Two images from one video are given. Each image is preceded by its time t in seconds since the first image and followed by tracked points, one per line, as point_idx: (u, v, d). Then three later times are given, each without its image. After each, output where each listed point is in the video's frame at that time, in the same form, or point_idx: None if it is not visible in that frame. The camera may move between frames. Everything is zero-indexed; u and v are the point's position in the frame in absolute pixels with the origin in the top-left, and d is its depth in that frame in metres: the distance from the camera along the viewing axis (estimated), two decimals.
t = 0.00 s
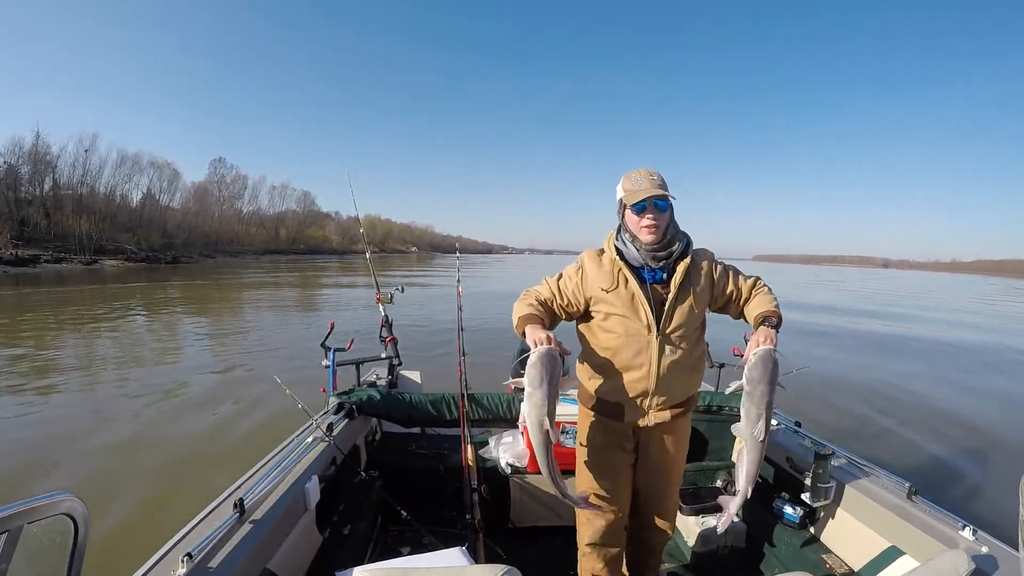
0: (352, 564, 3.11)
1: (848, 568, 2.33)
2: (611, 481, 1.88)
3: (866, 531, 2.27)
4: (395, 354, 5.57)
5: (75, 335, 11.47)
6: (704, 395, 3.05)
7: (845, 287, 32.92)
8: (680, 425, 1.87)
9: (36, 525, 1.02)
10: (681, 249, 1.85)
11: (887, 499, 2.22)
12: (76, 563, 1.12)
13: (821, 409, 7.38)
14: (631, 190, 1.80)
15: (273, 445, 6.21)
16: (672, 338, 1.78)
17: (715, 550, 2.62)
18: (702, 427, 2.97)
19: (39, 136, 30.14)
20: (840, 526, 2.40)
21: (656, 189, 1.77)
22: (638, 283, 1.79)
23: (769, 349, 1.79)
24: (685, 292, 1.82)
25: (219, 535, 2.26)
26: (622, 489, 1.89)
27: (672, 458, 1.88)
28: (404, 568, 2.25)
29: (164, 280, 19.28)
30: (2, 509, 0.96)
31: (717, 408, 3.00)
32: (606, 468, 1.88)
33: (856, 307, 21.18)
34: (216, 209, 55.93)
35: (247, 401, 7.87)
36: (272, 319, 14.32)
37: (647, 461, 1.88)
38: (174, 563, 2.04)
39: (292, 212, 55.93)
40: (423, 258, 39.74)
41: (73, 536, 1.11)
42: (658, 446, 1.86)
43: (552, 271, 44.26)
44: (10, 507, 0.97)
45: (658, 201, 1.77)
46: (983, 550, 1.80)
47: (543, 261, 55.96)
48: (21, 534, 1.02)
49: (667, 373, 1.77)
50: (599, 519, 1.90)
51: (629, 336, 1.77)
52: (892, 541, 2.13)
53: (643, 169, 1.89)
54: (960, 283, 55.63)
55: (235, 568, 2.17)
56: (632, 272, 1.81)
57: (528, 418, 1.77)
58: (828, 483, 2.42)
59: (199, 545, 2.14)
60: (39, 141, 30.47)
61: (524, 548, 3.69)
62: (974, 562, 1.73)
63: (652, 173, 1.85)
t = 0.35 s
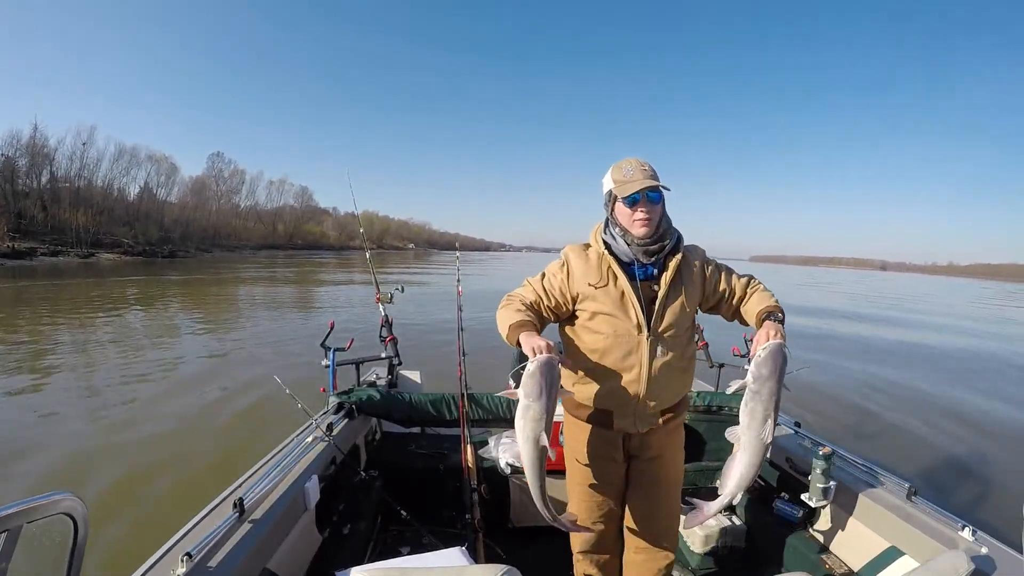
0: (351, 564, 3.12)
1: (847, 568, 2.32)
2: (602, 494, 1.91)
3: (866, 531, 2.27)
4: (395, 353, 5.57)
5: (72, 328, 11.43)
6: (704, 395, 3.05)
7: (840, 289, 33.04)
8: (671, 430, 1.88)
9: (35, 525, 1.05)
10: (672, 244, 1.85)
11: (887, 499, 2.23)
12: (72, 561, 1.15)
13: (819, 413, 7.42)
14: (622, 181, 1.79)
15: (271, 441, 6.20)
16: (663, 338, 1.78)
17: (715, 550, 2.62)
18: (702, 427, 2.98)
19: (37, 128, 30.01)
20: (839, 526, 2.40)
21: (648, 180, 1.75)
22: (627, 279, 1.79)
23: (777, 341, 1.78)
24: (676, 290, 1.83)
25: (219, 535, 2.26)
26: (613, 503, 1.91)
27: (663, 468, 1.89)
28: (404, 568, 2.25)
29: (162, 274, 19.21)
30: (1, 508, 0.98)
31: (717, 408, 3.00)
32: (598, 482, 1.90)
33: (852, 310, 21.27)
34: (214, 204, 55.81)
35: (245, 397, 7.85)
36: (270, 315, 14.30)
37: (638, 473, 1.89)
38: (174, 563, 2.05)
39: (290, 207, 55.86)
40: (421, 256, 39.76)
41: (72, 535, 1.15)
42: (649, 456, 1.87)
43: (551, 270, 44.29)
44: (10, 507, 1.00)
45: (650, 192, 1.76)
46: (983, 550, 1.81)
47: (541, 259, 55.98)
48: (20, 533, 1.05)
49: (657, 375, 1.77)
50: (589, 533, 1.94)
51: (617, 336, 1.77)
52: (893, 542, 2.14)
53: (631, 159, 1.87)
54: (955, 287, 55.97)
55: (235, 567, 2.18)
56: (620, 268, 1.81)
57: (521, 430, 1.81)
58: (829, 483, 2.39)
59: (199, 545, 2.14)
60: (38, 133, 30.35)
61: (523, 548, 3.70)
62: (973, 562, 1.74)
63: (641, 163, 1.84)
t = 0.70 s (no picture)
0: (351, 564, 3.13)
1: (846, 568, 2.33)
2: (601, 499, 1.94)
3: (865, 532, 2.30)
4: (395, 353, 5.59)
5: (69, 322, 11.39)
6: (704, 396, 3.09)
7: (835, 297, 33.23)
8: (676, 440, 1.88)
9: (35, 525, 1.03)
10: (683, 247, 1.87)
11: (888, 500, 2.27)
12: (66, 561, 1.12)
13: (814, 420, 7.48)
14: (640, 179, 1.81)
15: (270, 438, 6.21)
16: (668, 345, 1.79)
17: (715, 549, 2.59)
18: (702, 428, 3.00)
19: (36, 121, 29.91)
20: (838, 526, 2.43)
21: (668, 179, 1.78)
22: (633, 282, 1.81)
23: (788, 353, 1.78)
24: (683, 295, 1.84)
25: (218, 535, 2.26)
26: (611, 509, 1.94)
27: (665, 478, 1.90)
28: (404, 568, 2.26)
29: (160, 269, 19.17)
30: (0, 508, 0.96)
31: (717, 408, 3.03)
32: (597, 487, 1.93)
33: (846, 318, 21.42)
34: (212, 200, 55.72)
35: (243, 394, 7.83)
36: (268, 313, 14.29)
37: (637, 481, 1.92)
38: (173, 563, 2.05)
39: (289, 205, 55.82)
40: (419, 256, 39.81)
41: (68, 533, 1.11)
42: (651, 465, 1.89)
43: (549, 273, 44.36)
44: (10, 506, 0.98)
45: (669, 192, 1.79)
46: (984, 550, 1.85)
47: (538, 262, 56.05)
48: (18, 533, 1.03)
49: (660, 383, 1.79)
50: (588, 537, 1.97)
51: (620, 341, 1.79)
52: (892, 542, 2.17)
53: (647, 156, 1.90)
54: (950, 297, 56.23)
55: (235, 567, 2.18)
56: (626, 269, 1.82)
57: (510, 435, 1.80)
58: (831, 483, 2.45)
59: (199, 546, 2.14)
60: (36, 126, 30.27)
61: (523, 548, 3.71)
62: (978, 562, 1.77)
63: (659, 161, 1.86)
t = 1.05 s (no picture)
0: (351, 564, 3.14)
1: (847, 568, 2.32)
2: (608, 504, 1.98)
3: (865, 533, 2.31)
4: (395, 354, 5.60)
5: (68, 322, 11.38)
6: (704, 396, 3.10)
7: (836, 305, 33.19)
8: (695, 452, 1.88)
9: (36, 524, 1.02)
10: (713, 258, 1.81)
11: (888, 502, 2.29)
12: (74, 560, 1.12)
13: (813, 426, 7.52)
14: (678, 180, 1.74)
15: (270, 439, 6.19)
16: (692, 362, 1.78)
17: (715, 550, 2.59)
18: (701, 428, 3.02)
19: (38, 122, 29.99)
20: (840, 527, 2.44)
21: (707, 184, 1.70)
22: (656, 293, 1.78)
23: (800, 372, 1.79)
24: (711, 309, 1.81)
25: (218, 535, 2.27)
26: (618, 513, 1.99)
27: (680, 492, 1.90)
28: (404, 568, 2.27)
29: (159, 270, 19.16)
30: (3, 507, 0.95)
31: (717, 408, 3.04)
32: (606, 494, 1.97)
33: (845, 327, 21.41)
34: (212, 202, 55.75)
35: (242, 395, 7.83)
36: (267, 315, 14.29)
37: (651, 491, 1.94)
38: (173, 563, 2.05)
39: (289, 208, 55.89)
40: (418, 260, 39.80)
41: (73, 534, 1.10)
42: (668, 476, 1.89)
43: (549, 278, 44.40)
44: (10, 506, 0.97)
45: (707, 197, 1.71)
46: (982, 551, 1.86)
47: (537, 267, 56.04)
48: (21, 534, 1.02)
49: (680, 400, 1.78)
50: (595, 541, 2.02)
51: (642, 355, 1.78)
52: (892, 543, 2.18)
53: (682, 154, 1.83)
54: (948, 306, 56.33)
55: (234, 567, 2.18)
56: (650, 279, 1.80)
57: (507, 445, 1.87)
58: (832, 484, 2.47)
59: (199, 545, 2.15)
60: (38, 127, 30.34)
61: (524, 548, 3.70)
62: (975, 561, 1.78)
63: (697, 160, 1.79)
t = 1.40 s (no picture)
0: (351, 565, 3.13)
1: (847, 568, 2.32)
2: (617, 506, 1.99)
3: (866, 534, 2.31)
4: (395, 354, 5.60)
5: (69, 325, 11.39)
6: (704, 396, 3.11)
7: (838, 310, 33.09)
8: (705, 460, 1.92)
9: (36, 525, 1.01)
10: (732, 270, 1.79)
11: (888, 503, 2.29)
12: (75, 560, 1.11)
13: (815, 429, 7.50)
14: (708, 191, 1.68)
15: (271, 442, 6.18)
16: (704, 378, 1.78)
17: (715, 550, 2.60)
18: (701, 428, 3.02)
19: (41, 126, 30.08)
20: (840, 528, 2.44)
21: (740, 198, 1.65)
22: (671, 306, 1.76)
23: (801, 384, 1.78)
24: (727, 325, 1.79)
25: (218, 535, 2.27)
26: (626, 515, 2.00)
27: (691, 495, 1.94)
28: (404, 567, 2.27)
29: (160, 273, 19.16)
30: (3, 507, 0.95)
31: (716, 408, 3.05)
32: (616, 495, 1.98)
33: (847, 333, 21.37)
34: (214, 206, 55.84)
35: (243, 398, 7.82)
36: (268, 317, 14.30)
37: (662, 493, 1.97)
38: (174, 563, 2.05)
39: (290, 211, 55.98)
40: (419, 264, 39.81)
41: (73, 535, 1.09)
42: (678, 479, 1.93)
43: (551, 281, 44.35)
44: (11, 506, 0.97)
45: (737, 212, 1.66)
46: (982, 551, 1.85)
47: (538, 271, 56.01)
48: (20, 536, 1.01)
49: (693, 414, 1.79)
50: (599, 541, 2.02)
51: (655, 370, 1.79)
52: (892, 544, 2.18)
53: (712, 158, 1.76)
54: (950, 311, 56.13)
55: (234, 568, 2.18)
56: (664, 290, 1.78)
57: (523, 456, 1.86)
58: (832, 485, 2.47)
59: (199, 546, 2.14)
60: (41, 131, 30.44)
61: (524, 548, 3.69)
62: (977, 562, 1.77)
63: (727, 167, 1.74)
